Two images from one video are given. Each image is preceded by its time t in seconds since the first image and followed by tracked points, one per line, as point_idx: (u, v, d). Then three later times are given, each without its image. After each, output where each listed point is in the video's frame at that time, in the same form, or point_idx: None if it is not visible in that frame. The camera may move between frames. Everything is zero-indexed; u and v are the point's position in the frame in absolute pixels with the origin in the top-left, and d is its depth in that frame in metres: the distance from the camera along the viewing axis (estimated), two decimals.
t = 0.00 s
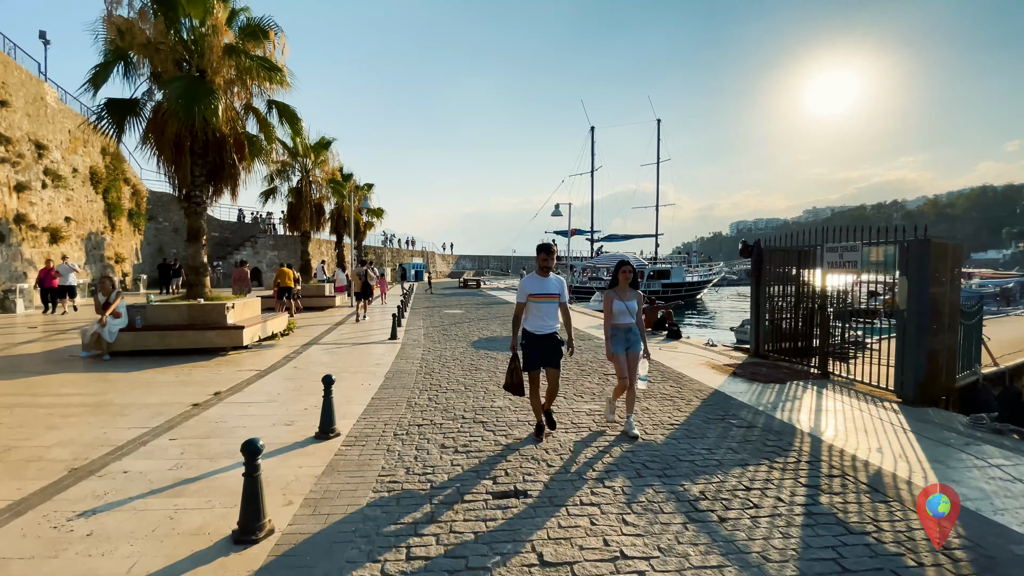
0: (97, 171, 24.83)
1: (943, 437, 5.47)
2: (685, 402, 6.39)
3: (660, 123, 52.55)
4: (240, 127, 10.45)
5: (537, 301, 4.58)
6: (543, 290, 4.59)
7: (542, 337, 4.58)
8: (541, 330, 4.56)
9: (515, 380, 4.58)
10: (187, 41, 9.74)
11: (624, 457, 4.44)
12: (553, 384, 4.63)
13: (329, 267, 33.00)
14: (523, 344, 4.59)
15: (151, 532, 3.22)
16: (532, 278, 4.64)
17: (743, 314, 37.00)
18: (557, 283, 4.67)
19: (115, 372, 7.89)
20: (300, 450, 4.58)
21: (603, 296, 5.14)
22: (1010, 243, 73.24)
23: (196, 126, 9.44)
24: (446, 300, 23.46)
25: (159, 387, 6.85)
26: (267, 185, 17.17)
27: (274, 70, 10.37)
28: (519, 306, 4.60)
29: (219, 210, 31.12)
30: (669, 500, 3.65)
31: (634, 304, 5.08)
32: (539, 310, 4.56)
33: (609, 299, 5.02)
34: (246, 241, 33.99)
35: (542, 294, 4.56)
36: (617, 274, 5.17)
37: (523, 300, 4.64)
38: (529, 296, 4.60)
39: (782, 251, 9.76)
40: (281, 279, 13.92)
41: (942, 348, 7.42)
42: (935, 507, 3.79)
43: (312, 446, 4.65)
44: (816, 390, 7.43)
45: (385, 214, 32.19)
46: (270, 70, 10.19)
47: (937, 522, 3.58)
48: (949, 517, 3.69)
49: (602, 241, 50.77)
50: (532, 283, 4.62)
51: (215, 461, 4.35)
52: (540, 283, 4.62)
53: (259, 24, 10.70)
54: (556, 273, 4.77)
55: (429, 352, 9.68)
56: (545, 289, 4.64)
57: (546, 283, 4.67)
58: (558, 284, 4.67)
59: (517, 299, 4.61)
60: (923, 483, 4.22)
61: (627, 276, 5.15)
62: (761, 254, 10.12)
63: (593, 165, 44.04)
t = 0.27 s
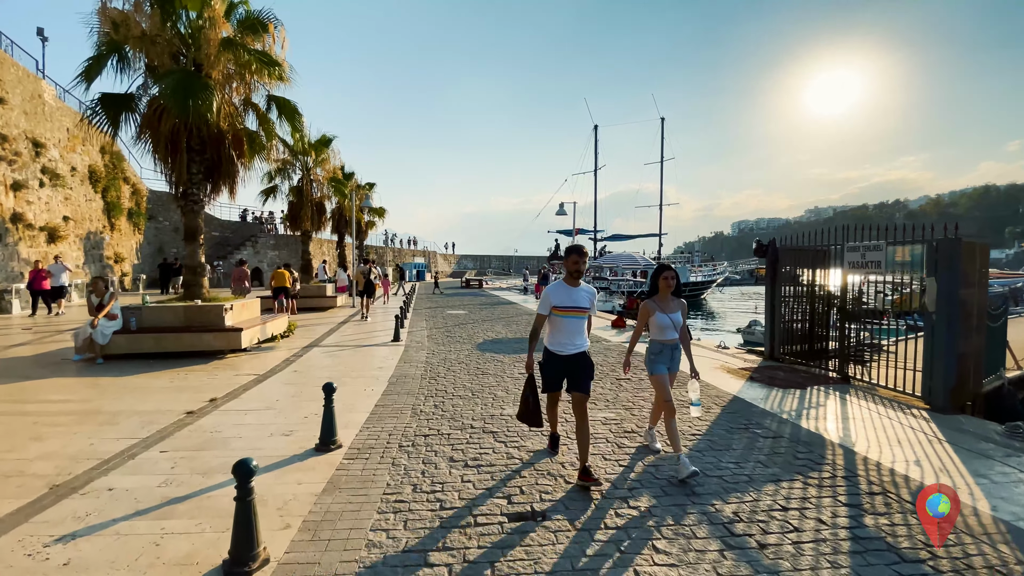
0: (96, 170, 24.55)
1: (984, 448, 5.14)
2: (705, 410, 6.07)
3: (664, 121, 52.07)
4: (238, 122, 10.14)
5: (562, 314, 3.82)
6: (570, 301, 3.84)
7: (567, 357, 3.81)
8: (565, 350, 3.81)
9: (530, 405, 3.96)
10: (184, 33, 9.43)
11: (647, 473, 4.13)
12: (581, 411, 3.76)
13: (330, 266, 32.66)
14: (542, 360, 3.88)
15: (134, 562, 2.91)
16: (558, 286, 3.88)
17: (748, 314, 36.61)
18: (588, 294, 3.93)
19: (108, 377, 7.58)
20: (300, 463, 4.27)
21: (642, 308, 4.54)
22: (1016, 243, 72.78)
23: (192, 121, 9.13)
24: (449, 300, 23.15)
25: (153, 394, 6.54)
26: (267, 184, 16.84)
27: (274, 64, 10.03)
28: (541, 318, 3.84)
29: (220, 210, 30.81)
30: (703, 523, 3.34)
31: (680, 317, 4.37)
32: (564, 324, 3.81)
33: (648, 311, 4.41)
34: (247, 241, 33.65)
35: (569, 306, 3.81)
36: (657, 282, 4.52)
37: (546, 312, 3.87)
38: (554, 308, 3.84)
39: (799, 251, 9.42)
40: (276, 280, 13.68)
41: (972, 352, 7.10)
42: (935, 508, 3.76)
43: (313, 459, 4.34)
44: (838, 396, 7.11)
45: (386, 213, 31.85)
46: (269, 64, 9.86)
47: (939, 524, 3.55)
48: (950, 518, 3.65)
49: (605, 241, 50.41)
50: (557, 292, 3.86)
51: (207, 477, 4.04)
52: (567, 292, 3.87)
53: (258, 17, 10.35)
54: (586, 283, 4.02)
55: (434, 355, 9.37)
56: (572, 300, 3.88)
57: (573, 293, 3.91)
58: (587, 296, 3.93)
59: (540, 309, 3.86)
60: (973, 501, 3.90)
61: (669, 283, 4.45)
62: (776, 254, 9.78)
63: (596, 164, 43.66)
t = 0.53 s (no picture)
0: (95, 169, 24.28)
1: None
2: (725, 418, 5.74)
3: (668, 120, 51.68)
4: (236, 118, 9.84)
5: (598, 315, 3.26)
6: (606, 301, 3.28)
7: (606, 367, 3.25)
8: (603, 358, 3.25)
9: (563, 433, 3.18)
10: (180, 26, 9.12)
11: (672, 490, 3.81)
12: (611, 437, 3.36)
13: (332, 266, 32.35)
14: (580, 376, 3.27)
15: None
16: (592, 283, 3.33)
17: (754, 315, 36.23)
18: (628, 291, 3.35)
19: (99, 382, 7.28)
20: (297, 478, 3.95)
21: (692, 310, 3.74)
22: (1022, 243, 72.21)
23: (188, 116, 8.83)
24: (452, 301, 22.83)
25: (144, 399, 6.24)
26: (267, 182, 16.52)
27: (273, 57, 9.72)
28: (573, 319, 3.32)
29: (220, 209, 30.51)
30: (740, 550, 3.02)
31: (740, 324, 3.61)
32: (600, 328, 3.25)
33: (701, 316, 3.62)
34: (247, 241, 33.36)
35: (606, 307, 3.24)
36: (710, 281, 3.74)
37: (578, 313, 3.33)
38: (587, 309, 3.29)
39: (816, 250, 9.09)
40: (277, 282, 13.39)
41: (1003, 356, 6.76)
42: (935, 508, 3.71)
43: (310, 473, 4.03)
44: (862, 402, 6.78)
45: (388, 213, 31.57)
46: (268, 57, 9.54)
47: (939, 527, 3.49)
48: (954, 519, 3.57)
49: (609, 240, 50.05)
50: (591, 290, 3.29)
51: (197, 494, 3.74)
52: (602, 290, 3.30)
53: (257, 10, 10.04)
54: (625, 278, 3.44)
55: (438, 358, 9.05)
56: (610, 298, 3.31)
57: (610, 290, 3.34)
58: (627, 293, 3.35)
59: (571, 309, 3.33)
60: None
61: (727, 282, 3.66)
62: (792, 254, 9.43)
63: (599, 163, 43.28)
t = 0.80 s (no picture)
0: (95, 169, 24.04)
1: None
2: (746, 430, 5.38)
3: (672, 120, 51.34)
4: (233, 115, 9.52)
5: (647, 344, 2.47)
6: (656, 324, 2.48)
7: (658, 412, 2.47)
8: (647, 397, 2.46)
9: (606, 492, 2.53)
10: (174, 18, 8.78)
11: (698, 515, 3.47)
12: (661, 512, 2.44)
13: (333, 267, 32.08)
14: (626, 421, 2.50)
15: None
16: (635, 300, 2.52)
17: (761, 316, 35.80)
18: (682, 309, 2.55)
19: (88, 388, 6.98)
20: (286, 499, 3.62)
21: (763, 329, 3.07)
22: None
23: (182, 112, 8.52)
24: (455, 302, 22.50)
25: (132, 408, 5.93)
26: (267, 181, 16.21)
27: (270, 51, 9.39)
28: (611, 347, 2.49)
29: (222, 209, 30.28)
30: None
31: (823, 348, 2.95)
32: (648, 359, 2.47)
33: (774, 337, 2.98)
34: (249, 242, 33.11)
35: (658, 333, 2.45)
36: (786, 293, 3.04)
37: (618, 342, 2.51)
38: (631, 336, 2.48)
39: (834, 251, 8.73)
40: (278, 283, 13.05)
41: None
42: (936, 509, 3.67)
43: (302, 494, 3.70)
44: (888, 411, 6.42)
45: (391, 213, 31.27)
46: (265, 52, 9.23)
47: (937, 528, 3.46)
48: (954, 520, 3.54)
49: (613, 241, 49.69)
50: (636, 311, 2.48)
51: (177, 518, 3.41)
52: (651, 310, 2.49)
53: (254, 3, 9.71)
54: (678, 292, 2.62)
55: (440, 362, 8.73)
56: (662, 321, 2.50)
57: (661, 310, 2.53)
58: (681, 313, 2.56)
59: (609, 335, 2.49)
60: None
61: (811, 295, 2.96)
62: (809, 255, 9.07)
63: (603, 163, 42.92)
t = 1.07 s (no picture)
0: (95, 169, 23.84)
1: None
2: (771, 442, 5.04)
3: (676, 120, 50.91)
4: (230, 111, 9.23)
5: (740, 362, 1.89)
6: (751, 335, 1.90)
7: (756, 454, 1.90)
8: (728, 450, 1.90)
9: None
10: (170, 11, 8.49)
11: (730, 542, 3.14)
12: None
13: (335, 268, 31.79)
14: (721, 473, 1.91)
15: None
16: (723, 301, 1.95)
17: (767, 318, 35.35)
18: (783, 314, 1.98)
19: (77, 394, 6.69)
20: (276, 522, 3.29)
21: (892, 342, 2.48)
22: None
23: (178, 107, 8.23)
24: (458, 304, 22.19)
25: (120, 416, 5.63)
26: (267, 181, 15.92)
27: (269, 44, 9.07)
28: (686, 369, 1.91)
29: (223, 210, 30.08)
30: None
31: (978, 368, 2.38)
32: (741, 382, 1.90)
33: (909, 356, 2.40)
34: (251, 243, 32.88)
35: (753, 349, 1.88)
36: (924, 296, 2.47)
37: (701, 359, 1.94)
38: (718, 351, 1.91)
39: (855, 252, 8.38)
40: (277, 284, 12.72)
41: None
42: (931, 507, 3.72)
43: (294, 516, 3.37)
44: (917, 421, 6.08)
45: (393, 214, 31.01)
46: (264, 44, 8.91)
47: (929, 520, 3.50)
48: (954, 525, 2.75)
49: (617, 242, 49.32)
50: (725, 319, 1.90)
51: (156, 544, 3.09)
52: (744, 317, 1.91)
53: None
54: (773, 287, 2.08)
55: (443, 366, 8.41)
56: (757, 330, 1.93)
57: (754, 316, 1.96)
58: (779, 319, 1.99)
59: (683, 349, 1.91)
60: None
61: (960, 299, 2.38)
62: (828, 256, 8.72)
63: (607, 164, 42.60)
